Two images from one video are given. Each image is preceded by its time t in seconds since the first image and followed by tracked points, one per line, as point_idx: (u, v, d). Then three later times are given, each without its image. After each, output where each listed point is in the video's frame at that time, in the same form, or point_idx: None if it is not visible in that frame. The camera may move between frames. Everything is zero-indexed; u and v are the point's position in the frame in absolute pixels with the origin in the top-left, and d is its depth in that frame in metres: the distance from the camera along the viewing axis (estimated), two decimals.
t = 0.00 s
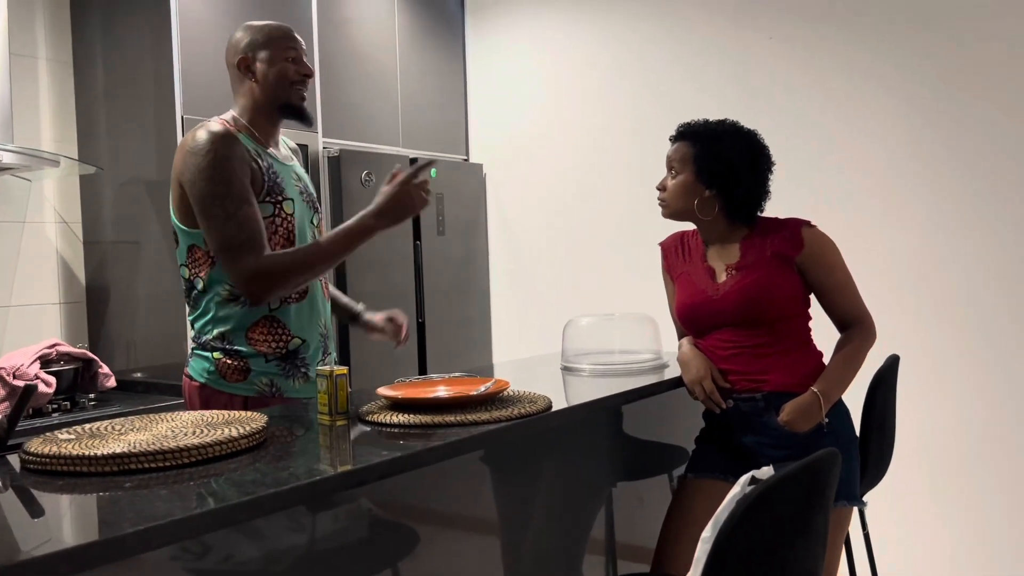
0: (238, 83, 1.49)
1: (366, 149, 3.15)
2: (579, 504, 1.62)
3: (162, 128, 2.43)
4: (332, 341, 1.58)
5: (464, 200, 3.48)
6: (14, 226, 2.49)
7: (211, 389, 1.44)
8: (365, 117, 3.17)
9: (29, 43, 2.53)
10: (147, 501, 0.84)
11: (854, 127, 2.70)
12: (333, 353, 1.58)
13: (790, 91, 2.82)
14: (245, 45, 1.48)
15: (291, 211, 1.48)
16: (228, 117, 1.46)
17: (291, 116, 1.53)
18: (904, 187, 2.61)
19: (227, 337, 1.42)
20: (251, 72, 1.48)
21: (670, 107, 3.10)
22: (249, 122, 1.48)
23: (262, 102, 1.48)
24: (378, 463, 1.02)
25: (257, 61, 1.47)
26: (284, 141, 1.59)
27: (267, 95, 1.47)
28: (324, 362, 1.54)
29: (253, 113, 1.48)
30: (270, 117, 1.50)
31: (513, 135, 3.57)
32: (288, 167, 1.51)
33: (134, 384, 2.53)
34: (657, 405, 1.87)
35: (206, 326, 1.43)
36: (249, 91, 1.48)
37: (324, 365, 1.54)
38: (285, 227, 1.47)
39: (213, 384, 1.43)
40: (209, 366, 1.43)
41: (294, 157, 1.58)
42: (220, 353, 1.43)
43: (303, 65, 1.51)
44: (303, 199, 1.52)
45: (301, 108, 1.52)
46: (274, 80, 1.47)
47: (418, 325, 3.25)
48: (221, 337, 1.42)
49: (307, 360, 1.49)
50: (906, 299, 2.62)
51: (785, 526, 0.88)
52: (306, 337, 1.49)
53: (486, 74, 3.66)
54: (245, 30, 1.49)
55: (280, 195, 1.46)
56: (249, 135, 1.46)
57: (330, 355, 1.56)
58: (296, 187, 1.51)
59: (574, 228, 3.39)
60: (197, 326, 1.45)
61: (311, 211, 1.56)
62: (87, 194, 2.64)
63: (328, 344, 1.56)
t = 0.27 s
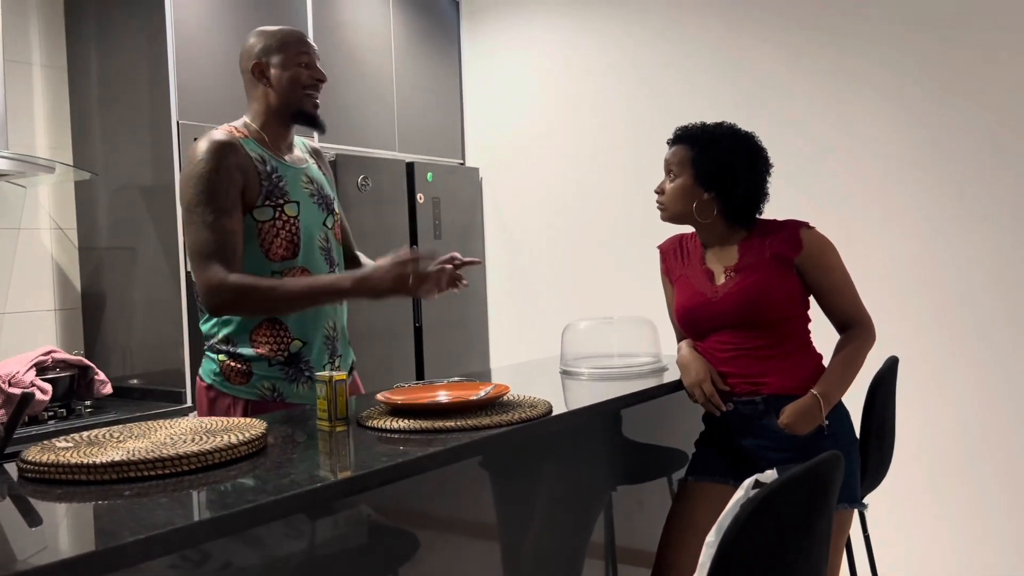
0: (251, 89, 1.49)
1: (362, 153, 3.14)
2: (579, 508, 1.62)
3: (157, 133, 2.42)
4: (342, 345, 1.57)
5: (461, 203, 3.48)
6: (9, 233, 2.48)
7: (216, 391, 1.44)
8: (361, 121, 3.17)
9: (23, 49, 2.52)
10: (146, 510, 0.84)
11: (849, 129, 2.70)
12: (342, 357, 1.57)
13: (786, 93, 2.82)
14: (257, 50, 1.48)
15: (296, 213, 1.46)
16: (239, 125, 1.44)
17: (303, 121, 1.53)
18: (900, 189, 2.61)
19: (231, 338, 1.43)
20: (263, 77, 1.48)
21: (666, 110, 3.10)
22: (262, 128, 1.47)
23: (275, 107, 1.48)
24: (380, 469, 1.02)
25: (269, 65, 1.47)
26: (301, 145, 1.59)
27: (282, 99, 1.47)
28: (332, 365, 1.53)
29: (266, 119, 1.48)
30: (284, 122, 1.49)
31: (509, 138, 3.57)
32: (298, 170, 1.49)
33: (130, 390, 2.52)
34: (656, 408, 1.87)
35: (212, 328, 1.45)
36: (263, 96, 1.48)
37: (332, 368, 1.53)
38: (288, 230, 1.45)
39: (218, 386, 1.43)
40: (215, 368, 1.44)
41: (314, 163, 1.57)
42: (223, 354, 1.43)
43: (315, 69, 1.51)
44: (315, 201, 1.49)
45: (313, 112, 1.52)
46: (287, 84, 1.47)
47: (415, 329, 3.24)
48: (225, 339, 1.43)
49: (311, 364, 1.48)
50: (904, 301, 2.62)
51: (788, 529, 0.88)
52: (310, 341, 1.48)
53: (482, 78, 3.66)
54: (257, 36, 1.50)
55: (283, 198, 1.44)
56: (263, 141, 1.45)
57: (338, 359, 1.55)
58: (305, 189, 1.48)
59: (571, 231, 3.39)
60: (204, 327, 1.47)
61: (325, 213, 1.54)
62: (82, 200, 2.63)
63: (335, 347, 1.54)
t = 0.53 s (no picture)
0: (270, 96, 1.50)
1: (359, 157, 3.14)
2: (579, 511, 1.61)
3: (153, 138, 2.42)
4: (356, 347, 1.55)
5: (458, 206, 3.47)
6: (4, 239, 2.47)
7: (228, 390, 1.46)
8: (357, 125, 3.16)
9: (17, 55, 2.51)
10: (145, 518, 0.83)
11: (846, 130, 2.70)
12: (356, 360, 1.55)
13: (782, 95, 2.82)
14: (274, 55, 1.49)
15: (304, 217, 1.44)
16: (255, 130, 1.45)
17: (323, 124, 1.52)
18: (897, 189, 2.61)
19: (241, 338, 1.45)
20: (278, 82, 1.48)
21: (662, 112, 3.10)
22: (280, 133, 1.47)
23: (290, 111, 1.48)
24: (381, 474, 1.01)
25: (283, 70, 1.47)
26: (328, 148, 1.58)
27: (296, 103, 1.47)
28: (343, 369, 1.51)
29: (284, 124, 1.48)
30: (304, 128, 1.49)
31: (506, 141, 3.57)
32: (315, 173, 1.47)
33: (127, 397, 2.51)
34: (656, 410, 1.87)
35: (227, 328, 1.47)
36: (279, 102, 1.48)
37: (343, 371, 1.51)
38: (295, 233, 1.43)
39: (229, 385, 1.46)
40: (227, 367, 1.46)
41: (339, 166, 1.56)
42: (234, 355, 1.45)
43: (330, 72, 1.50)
44: (329, 205, 1.48)
45: (331, 115, 1.51)
46: (301, 88, 1.47)
47: (413, 333, 3.23)
48: (234, 340, 1.45)
49: (316, 366, 1.46)
50: (901, 301, 2.62)
51: (791, 532, 0.87)
52: (316, 344, 1.46)
53: (478, 81, 3.66)
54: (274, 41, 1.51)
55: (290, 201, 1.43)
56: (279, 145, 1.46)
57: (350, 362, 1.52)
58: (320, 192, 1.47)
59: (568, 234, 3.39)
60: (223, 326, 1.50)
61: (343, 217, 1.51)
62: (78, 206, 2.62)
63: (349, 350, 1.52)
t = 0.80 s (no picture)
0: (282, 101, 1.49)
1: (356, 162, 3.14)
2: (579, 515, 1.62)
3: (149, 145, 2.42)
4: (359, 353, 1.52)
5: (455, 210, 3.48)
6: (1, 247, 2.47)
7: (231, 391, 1.48)
8: (354, 130, 3.17)
9: (13, 63, 2.51)
10: (146, 527, 0.83)
11: (841, 132, 2.71)
12: (358, 365, 1.52)
13: (778, 97, 2.83)
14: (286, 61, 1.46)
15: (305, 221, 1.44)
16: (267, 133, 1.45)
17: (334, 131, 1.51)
18: (893, 190, 2.62)
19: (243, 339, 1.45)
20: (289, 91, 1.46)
21: (657, 115, 3.10)
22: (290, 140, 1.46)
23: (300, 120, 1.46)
24: (380, 481, 1.01)
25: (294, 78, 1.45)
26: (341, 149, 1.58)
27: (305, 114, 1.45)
28: (342, 373, 1.49)
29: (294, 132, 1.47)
30: (317, 131, 1.48)
31: (502, 145, 3.57)
32: (322, 176, 1.48)
33: (126, 403, 2.51)
34: (655, 413, 1.87)
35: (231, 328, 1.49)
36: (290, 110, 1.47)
37: (342, 375, 1.49)
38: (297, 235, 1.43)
39: (232, 386, 1.48)
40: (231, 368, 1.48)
41: (352, 168, 1.56)
42: (236, 356, 1.46)
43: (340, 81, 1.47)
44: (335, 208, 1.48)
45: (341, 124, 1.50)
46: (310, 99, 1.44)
47: (411, 337, 3.23)
48: (237, 340, 1.46)
49: (313, 369, 1.45)
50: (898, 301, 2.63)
51: (791, 535, 0.88)
52: (314, 347, 1.45)
53: (475, 86, 3.67)
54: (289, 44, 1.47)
55: (293, 204, 1.43)
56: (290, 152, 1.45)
57: (352, 367, 1.51)
58: (325, 197, 1.47)
59: (564, 237, 3.39)
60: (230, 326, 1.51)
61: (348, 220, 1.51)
62: (75, 213, 2.62)
63: (349, 355, 1.50)
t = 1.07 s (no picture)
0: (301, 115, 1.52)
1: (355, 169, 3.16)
2: (579, 520, 1.62)
3: (149, 154, 2.43)
4: (354, 370, 1.53)
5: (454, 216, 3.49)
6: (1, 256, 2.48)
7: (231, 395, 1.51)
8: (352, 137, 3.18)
9: (12, 74, 2.52)
10: (152, 536, 0.84)
11: (838, 134, 2.73)
12: (353, 382, 1.53)
13: (774, 101, 2.85)
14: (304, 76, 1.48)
15: (309, 239, 1.44)
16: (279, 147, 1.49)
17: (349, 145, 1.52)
18: (889, 192, 2.63)
19: (242, 347, 1.48)
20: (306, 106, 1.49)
21: (655, 120, 3.12)
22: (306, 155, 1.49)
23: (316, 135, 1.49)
24: (382, 489, 1.02)
25: (309, 94, 1.47)
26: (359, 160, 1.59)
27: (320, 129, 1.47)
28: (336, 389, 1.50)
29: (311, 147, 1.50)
30: (332, 146, 1.51)
31: (501, 150, 3.59)
32: (331, 194, 1.48)
33: (127, 411, 2.51)
34: (654, 417, 1.88)
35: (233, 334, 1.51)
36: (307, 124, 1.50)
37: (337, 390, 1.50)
38: (301, 253, 1.44)
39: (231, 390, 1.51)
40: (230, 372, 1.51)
41: (365, 184, 1.56)
42: (235, 362, 1.49)
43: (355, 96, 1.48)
44: (341, 226, 1.48)
45: (354, 139, 1.50)
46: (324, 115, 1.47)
47: (410, 343, 3.24)
48: (236, 347, 1.48)
49: (306, 383, 1.46)
50: (895, 302, 2.65)
51: (790, 539, 0.89)
52: (308, 363, 1.46)
53: (472, 92, 3.68)
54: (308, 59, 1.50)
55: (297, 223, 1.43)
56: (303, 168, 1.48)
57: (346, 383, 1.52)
58: (331, 215, 1.47)
59: (563, 242, 3.40)
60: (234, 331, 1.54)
61: (354, 238, 1.51)
62: (75, 222, 2.63)
63: (344, 372, 1.51)
